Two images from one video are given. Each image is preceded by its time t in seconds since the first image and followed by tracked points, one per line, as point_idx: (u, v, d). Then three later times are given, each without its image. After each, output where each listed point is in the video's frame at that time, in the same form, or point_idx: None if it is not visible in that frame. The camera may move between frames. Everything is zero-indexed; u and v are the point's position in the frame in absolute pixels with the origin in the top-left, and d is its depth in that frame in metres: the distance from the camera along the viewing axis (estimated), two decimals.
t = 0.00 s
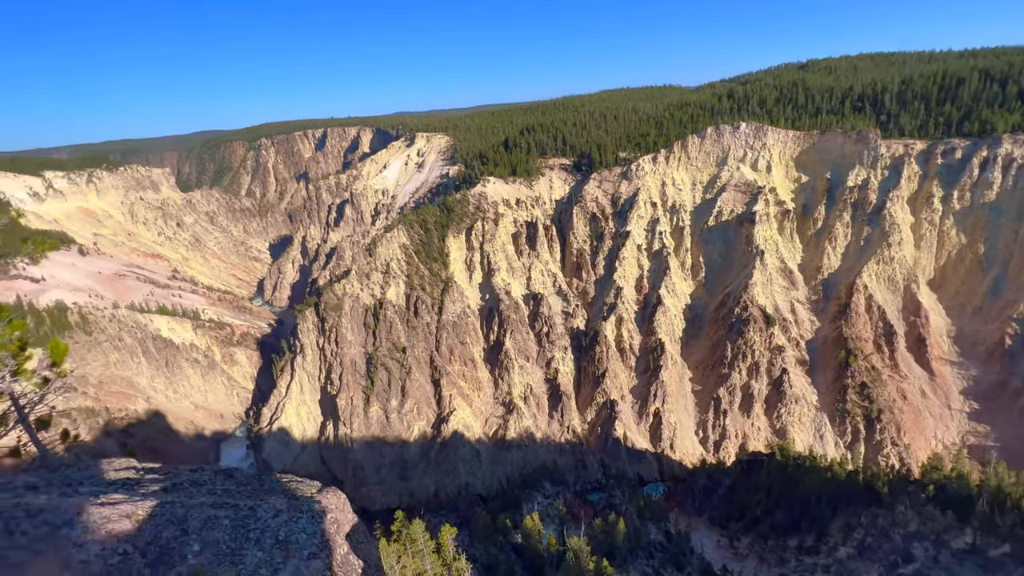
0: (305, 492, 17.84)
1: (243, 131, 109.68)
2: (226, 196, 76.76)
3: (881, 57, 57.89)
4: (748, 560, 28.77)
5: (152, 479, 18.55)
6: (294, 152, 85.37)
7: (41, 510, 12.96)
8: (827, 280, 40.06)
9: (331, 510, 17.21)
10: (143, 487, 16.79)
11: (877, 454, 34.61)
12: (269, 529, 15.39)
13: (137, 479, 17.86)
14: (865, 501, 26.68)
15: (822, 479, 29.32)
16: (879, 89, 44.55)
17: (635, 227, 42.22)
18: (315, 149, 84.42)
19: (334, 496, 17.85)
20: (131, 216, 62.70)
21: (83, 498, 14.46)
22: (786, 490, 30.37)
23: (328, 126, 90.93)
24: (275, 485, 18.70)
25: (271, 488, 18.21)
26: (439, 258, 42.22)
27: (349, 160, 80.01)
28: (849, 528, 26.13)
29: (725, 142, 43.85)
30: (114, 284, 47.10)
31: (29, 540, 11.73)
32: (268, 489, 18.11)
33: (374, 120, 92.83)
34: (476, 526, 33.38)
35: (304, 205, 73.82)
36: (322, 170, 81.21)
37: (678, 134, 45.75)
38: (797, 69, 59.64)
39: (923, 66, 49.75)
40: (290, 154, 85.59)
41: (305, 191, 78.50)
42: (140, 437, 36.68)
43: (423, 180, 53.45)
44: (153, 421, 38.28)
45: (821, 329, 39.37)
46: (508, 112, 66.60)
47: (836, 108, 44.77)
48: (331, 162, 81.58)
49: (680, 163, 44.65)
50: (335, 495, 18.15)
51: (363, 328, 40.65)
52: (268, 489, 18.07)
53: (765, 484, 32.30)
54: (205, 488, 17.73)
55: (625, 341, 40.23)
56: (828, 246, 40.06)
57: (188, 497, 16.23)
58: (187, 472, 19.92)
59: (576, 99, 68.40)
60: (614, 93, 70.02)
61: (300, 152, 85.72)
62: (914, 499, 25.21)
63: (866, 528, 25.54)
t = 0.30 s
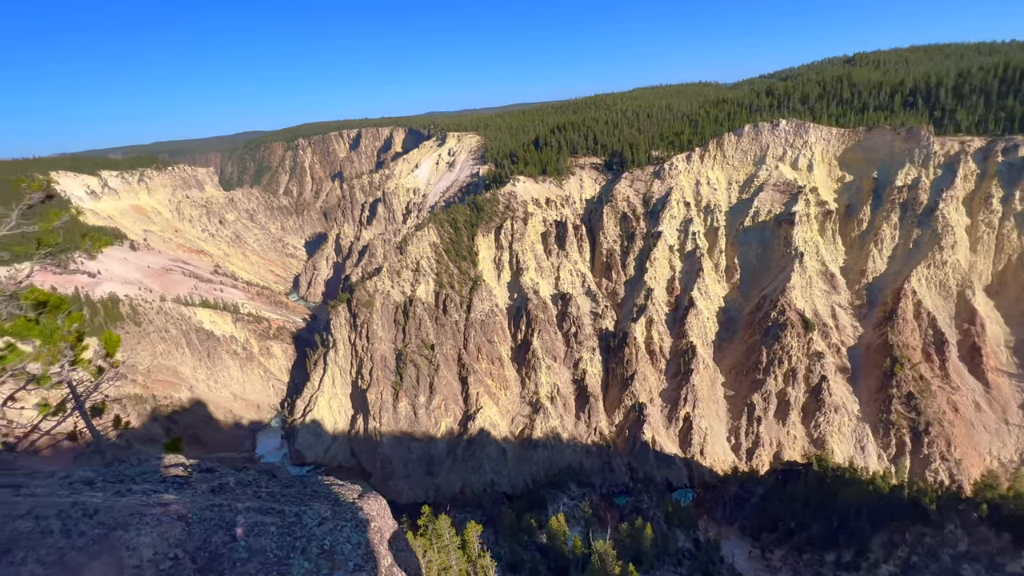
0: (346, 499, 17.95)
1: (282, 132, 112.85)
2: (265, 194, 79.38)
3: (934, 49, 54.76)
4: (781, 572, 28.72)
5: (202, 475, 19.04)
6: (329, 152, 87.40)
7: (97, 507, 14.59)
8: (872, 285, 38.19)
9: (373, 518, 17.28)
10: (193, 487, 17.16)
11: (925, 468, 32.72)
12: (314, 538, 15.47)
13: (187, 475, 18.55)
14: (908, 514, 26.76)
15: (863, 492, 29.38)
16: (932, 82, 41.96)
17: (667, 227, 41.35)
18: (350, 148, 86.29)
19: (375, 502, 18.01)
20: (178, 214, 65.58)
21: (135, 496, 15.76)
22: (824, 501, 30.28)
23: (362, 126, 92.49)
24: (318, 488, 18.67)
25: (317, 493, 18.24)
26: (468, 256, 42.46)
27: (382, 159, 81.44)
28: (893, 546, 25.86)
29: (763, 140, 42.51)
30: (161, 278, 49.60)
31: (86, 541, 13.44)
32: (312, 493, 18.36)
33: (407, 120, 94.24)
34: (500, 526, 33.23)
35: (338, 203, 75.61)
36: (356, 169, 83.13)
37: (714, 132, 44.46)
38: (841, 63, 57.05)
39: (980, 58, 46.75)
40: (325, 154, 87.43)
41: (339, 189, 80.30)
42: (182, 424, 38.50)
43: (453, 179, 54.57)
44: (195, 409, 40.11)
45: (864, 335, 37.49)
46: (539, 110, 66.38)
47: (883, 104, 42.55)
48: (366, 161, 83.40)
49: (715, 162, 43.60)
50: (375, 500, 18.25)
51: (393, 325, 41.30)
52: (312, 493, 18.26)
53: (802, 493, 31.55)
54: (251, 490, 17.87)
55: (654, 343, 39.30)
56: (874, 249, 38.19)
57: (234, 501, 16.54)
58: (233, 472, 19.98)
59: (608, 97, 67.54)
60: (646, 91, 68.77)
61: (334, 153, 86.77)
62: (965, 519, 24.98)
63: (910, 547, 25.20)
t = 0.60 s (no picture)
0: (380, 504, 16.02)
1: (312, 134, 115.54)
2: (296, 195, 81.40)
3: (981, 46, 52.11)
4: None
5: (241, 476, 17.80)
6: (358, 154, 88.93)
7: (144, 508, 13.10)
8: (910, 293, 36.62)
9: (409, 526, 15.15)
10: (234, 486, 16.04)
11: (967, 486, 31.07)
12: (353, 543, 13.61)
13: (227, 475, 17.28)
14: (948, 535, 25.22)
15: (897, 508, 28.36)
16: (980, 80, 39.81)
17: (694, 231, 40.53)
18: (377, 150, 87.56)
19: (408, 508, 15.92)
20: (213, 213, 67.98)
21: (181, 496, 14.40)
22: (857, 515, 29.27)
23: (391, 128, 93.91)
24: (355, 493, 16.85)
25: (354, 497, 16.41)
26: (491, 258, 42.49)
27: (408, 161, 82.33)
28: (926, 565, 24.56)
29: (796, 141, 41.22)
30: (197, 275, 51.41)
31: (134, 540, 11.91)
32: (343, 497, 16.44)
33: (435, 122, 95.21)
34: (520, 528, 33.13)
35: (365, 204, 76.77)
36: (383, 171, 84.48)
37: (744, 133, 43.38)
38: (880, 61, 54.81)
39: None
40: (353, 156, 89.07)
41: (366, 190, 81.58)
42: (213, 417, 39.64)
43: (478, 181, 54.81)
44: (225, 402, 41.25)
45: (902, 345, 35.89)
46: (564, 112, 66.09)
47: (925, 104, 40.67)
48: (392, 163, 84.53)
49: (745, 164, 42.51)
50: (409, 507, 16.16)
51: (416, 325, 41.67)
52: (343, 497, 16.30)
53: (831, 507, 30.54)
54: (289, 494, 16.34)
55: (679, 348, 38.42)
56: (913, 255, 36.58)
57: (275, 504, 14.96)
58: (275, 475, 19.15)
59: (634, 99, 66.72)
60: (673, 92, 67.65)
61: (363, 154, 88.53)
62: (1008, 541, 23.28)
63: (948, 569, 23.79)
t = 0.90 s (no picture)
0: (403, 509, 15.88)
1: (334, 137, 117.34)
2: (316, 197, 82.73)
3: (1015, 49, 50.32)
4: None
5: (267, 477, 18.06)
6: (378, 157, 90.03)
7: (174, 507, 13.04)
8: (939, 303, 35.36)
9: (431, 532, 14.81)
10: (260, 488, 16.18)
11: (998, 505, 29.99)
12: (377, 550, 13.18)
13: (253, 476, 17.52)
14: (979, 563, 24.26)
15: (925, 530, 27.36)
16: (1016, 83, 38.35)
17: (713, 237, 39.92)
18: (396, 154, 88.50)
19: (430, 513, 15.79)
20: (236, 215, 69.53)
21: (209, 497, 14.41)
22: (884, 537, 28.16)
23: (411, 132, 94.83)
24: (376, 498, 16.80)
25: (375, 503, 16.29)
26: (507, 262, 42.45)
27: (426, 165, 82.92)
28: None
29: (820, 147, 40.35)
30: (219, 275, 52.49)
31: (165, 540, 11.81)
32: (366, 502, 16.40)
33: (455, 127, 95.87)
34: (531, 535, 32.93)
35: (383, 207, 77.61)
36: (402, 174, 85.36)
37: (765, 138, 42.63)
38: (908, 65, 53.30)
39: None
40: (373, 159, 90.21)
41: (384, 193, 82.43)
42: (233, 414, 40.32)
43: (495, 185, 54.87)
44: (244, 400, 41.93)
45: (930, 357, 34.71)
46: (582, 117, 65.88)
47: (955, 108, 39.41)
48: (411, 166, 85.32)
49: (766, 170, 41.76)
50: (431, 513, 16.02)
51: (432, 328, 41.80)
52: (366, 503, 16.27)
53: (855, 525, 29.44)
54: (313, 496, 16.40)
55: (696, 356, 37.73)
56: (943, 264, 35.33)
57: (300, 507, 14.88)
58: (298, 476, 19.49)
59: (653, 103, 66.18)
60: (692, 97, 66.91)
61: (383, 157, 89.79)
62: None
63: None
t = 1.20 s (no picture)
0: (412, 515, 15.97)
1: (345, 140, 118.46)
2: (327, 199, 83.46)
3: None
4: None
5: (276, 481, 18.11)
6: (389, 161, 90.67)
7: (188, 512, 12.93)
8: (955, 312, 34.68)
9: (437, 539, 15.02)
10: (270, 492, 16.20)
11: (1015, 520, 29.40)
12: (385, 558, 13.12)
13: (263, 480, 17.55)
14: None
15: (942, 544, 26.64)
16: None
17: (723, 243, 39.61)
18: (407, 157, 89.12)
19: (437, 522, 15.96)
20: (248, 217, 70.25)
21: (221, 501, 14.36)
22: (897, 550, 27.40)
23: (422, 136, 95.43)
24: (385, 505, 16.82)
25: (384, 509, 16.29)
26: (515, 265, 42.44)
27: (436, 168, 83.38)
28: None
29: (832, 153, 39.92)
30: (231, 276, 53.01)
31: (179, 544, 11.69)
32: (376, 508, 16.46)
33: (465, 131, 96.33)
34: (535, 542, 32.68)
35: (393, 210, 78.08)
36: (412, 178, 85.88)
37: (776, 144, 42.30)
38: (922, 71, 52.71)
39: None
40: (384, 163, 90.88)
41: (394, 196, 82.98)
42: (241, 414, 40.63)
43: (504, 189, 54.96)
44: (253, 401, 42.20)
45: (945, 368, 34.02)
46: (592, 122, 65.86)
47: (971, 115, 38.86)
48: (421, 170, 85.82)
49: (778, 176, 41.40)
50: (438, 521, 16.18)
51: (439, 330, 41.84)
52: (376, 509, 16.33)
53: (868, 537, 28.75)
54: (322, 502, 16.44)
55: (705, 363, 37.38)
56: (958, 273, 34.74)
57: (310, 514, 14.83)
58: (306, 480, 19.51)
59: (663, 108, 66.05)
60: (702, 102, 66.68)
61: (394, 160, 90.42)
62: None
63: None
